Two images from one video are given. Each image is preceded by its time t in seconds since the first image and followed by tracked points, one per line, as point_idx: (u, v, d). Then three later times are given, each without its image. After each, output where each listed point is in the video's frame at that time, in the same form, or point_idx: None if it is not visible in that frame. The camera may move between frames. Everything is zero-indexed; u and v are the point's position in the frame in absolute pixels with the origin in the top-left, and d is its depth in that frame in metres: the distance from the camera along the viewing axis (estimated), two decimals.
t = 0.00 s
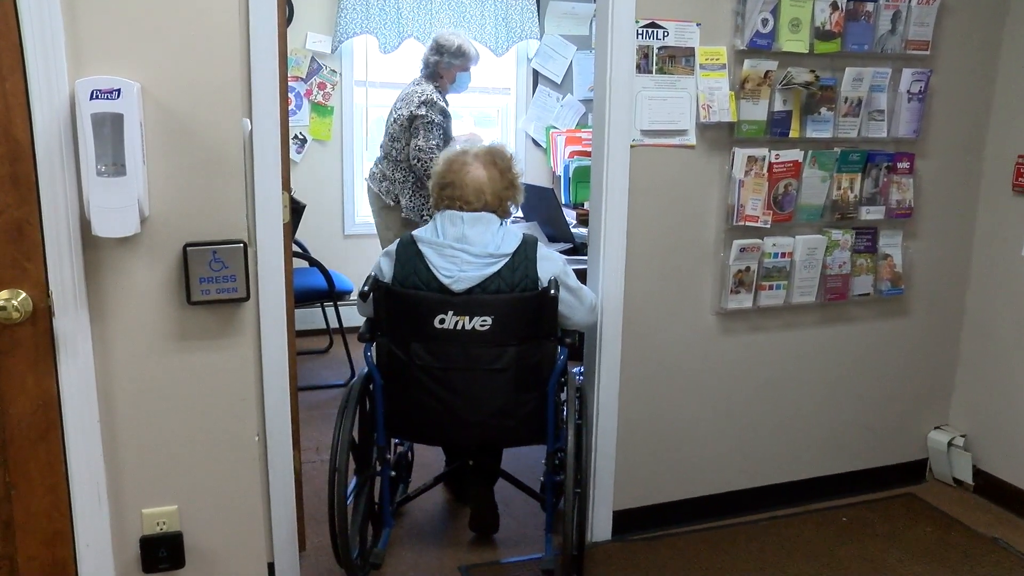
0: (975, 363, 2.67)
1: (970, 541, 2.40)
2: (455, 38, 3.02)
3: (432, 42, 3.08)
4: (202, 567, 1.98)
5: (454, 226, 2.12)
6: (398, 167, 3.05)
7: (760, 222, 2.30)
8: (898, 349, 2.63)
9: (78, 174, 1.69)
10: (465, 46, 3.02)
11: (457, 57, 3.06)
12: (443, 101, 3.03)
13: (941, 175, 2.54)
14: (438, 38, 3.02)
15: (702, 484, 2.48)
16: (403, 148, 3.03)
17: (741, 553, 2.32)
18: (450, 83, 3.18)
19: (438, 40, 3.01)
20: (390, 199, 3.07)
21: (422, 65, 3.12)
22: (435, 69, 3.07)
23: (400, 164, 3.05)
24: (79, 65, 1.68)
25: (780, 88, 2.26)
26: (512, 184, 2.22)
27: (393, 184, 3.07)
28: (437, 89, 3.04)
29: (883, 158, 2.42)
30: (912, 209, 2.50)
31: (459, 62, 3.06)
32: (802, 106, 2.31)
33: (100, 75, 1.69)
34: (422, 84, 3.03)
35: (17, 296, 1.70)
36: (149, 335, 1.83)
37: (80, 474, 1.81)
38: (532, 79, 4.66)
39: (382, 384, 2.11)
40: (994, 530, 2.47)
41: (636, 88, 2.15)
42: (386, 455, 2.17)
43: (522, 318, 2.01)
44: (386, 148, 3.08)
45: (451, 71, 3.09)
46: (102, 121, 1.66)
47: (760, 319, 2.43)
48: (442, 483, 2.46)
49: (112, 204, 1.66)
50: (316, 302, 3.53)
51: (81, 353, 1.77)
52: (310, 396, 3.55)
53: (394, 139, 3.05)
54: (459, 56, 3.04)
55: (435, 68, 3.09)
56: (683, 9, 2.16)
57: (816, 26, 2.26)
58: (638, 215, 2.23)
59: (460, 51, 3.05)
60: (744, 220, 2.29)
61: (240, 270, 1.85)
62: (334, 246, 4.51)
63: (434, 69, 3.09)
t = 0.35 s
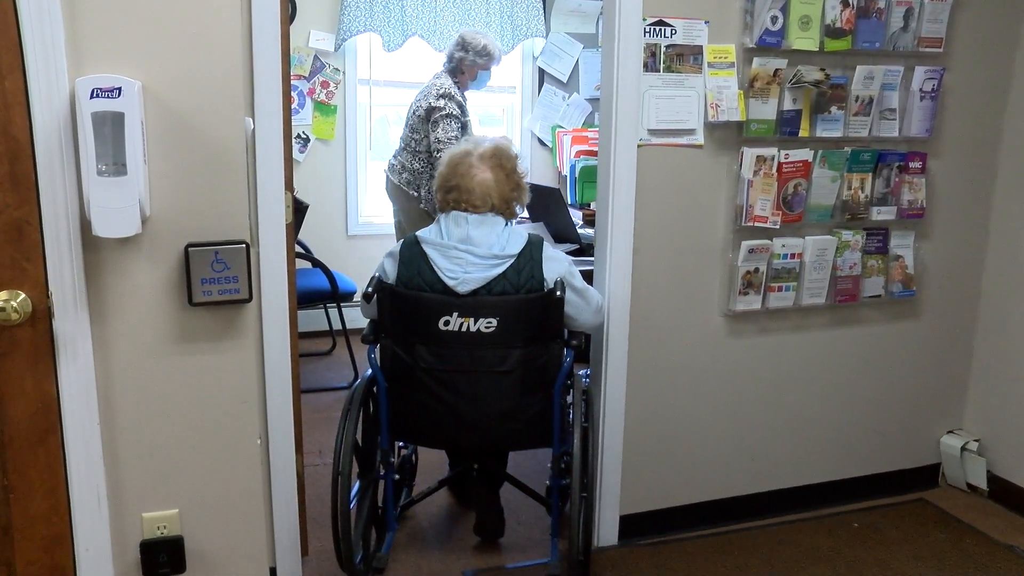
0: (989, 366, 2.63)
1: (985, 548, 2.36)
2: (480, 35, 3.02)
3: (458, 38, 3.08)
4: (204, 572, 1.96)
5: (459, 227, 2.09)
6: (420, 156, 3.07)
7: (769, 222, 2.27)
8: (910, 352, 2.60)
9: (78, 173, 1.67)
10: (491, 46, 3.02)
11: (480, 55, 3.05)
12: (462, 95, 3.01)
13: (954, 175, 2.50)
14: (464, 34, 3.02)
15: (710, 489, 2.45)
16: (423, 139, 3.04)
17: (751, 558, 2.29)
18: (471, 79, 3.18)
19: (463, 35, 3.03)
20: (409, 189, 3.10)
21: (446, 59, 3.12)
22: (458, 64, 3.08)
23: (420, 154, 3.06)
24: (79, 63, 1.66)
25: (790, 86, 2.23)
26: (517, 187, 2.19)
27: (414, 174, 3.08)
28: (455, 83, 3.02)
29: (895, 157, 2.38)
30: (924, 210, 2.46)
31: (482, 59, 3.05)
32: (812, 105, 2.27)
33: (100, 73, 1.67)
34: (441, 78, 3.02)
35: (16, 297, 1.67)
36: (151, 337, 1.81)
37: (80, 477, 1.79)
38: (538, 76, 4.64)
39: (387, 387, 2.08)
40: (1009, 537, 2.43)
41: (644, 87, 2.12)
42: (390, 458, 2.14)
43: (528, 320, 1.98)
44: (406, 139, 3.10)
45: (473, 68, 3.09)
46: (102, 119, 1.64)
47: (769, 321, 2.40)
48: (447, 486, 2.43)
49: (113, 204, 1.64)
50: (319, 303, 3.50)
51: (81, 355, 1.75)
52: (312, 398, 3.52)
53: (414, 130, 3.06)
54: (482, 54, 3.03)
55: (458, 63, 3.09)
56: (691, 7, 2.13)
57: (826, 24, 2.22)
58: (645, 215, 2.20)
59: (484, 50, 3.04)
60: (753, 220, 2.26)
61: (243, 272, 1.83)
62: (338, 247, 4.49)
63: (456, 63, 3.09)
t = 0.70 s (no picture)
0: (1002, 369, 2.59)
1: (999, 555, 2.32)
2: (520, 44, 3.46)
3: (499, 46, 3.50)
4: None
5: (463, 227, 2.06)
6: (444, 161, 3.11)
7: (778, 223, 2.23)
8: (921, 355, 2.56)
9: (78, 173, 1.65)
10: (530, 58, 3.45)
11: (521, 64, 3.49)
12: (493, 99, 3.42)
13: (966, 175, 2.47)
14: (506, 44, 3.45)
15: (718, 493, 2.41)
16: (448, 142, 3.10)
17: (759, 564, 2.25)
18: (506, 86, 3.60)
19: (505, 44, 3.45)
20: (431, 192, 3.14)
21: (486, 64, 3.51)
22: (498, 71, 3.49)
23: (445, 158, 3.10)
24: (79, 60, 1.64)
25: (799, 84, 2.19)
26: (523, 189, 2.17)
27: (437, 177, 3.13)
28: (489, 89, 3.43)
29: (906, 156, 2.34)
30: (935, 210, 2.43)
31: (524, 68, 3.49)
32: (822, 104, 2.24)
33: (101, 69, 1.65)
34: (477, 83, 3.44)
35: (14, 298, 1.65)
36: (151, 338, 1.79)
37: (78, 481, 1.77)
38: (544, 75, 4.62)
39: (389, 389, 2.05)
40: None
41: (650, 85, 2.09)
42: (393, 461, 2.11)
43: (533, 321, 1.96)
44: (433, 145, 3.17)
45: (512, 76, 3.52)
46: (102, 118, 1.62)
47: (778, 323, 2.36)
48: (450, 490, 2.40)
49: (113, 203, 1.62)
50: (321, 304, 3.48)
51: (81, 357, 1.73)
52: (315, 401, 3.50)
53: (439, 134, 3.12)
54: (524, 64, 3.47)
55: (497, 70, 3.50)
56: (699, 4, 2.10)
57: (836, 21, 2.19)
58: (652, 215, 2.17)
59: (523, 60, 3.47)
60: (761, 221, 2.22)
61: (245, 272, 1.80)
62: (341, 248, 4.47)
63: (497, 69, 3.49)
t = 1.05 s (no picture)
0: (1014, 372, 2.56)
1: (1011, 562, 2.28)
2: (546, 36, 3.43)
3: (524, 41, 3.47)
4: None
5: (467, 228, 2.04)
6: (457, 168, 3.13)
7: (785, 224, 2.20)
8: (931, 358, 2.52)
9: (75, 172, 1.62)
10: (555, 49, 3.41)
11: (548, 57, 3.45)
12: (518, 94, 3.46)
13: (978, 175, 2.43)
14: (532, 37, 3.42)
15: (724, 498, 2.38)
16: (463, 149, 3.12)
17: (766, 570, 2.22)
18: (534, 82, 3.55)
19: (530, 38, 3.43)
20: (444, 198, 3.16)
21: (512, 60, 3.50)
22: (523, 65, 3.45)
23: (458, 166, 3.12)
24: (77, 59, 1.61)
25: (807, 83, 2.16)
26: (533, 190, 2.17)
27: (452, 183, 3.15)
28: (517, 79, 3.50)
29: (916, 156, 2.31)
30: (946, 210, 2.39)
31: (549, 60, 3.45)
32: (830, 103, 2.21)
33: (100, 68, 1.62)
34: (502, 78, 3.47)
35: (11, 300, 1.63)
36: (149, 341, 1.76)
37: (76, 485, 1.75)
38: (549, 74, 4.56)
39: (392, 392, 2.02)
40: None
41: (656, 84, 2.06)
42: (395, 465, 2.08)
43: (537, 322, 1.93)
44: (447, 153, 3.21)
45: (538, 70, 3.47)
46: (100, 117, 1.60)
47: (786, 325, 2.33)
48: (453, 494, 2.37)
49: (112, 204, 1.59)
50: (323, 306, 3.46)
51: (78, 359, 1.70)
52: (316, 404, 3.48)
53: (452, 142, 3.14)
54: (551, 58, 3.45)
55: (523, 66, 3.46)
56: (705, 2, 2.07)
57: (844, 19, 2.16)
58: (658, 216, 2.14)
59: (549, 53, 3.42)
60: (769, 222, 2.19)
61: (245, 274, 1.78)
62: (344, 249, 4.45)
63: (523, 65, 3.46)
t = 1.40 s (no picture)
0: None
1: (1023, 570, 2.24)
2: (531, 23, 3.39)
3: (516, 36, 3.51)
4: None
5: (469, 230, 2.01)
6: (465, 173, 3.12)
7: (792, 224, 2.17)
8: (941, 361, 2.48)
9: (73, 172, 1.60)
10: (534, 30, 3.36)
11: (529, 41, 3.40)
12: (518, 91, 3.43)
13: (988, 175, 2.39)
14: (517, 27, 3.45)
15: (730, 503, 2.35)
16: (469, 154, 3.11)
17: None
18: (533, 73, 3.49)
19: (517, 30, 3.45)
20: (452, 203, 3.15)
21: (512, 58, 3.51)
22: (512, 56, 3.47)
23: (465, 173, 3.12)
24: (74, 57, 1.59)
25: (814, 82, 2.13)
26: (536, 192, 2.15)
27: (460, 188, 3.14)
28: (518, 80, 3.46)
29: (925, 156, 2.28)
30: (956, 211, 2.36)
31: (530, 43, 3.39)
32: (838, 102, 2.18)
33: (97, 66, 1.60)
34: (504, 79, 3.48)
35: (7, 301, 1.61)
36: (148, 343, 1.74)
37: (72, 489, 1.72)
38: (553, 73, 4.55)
39: (393, 395, 2.00)
40: None
41: (661, 83, 2.03)
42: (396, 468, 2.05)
43: (540, 324, 1.90)
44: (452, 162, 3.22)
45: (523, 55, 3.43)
46: (98, 116, 1.57)
47: (793, 328, 2.30)
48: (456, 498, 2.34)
49: (109, 204, 1.57)
50: (324, 308, 3.44)
51: (75, 362, 1.68)
52: (317, 406, 3.46)
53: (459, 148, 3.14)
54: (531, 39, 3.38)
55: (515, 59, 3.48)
56: None
57: (853, 16, 2.13)
58: (662, 216, 2.11)
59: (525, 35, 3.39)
60: (775, 223, 2.16)
61: (244, 275, 1.75)
62: (347, 250, 4.43)
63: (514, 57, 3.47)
